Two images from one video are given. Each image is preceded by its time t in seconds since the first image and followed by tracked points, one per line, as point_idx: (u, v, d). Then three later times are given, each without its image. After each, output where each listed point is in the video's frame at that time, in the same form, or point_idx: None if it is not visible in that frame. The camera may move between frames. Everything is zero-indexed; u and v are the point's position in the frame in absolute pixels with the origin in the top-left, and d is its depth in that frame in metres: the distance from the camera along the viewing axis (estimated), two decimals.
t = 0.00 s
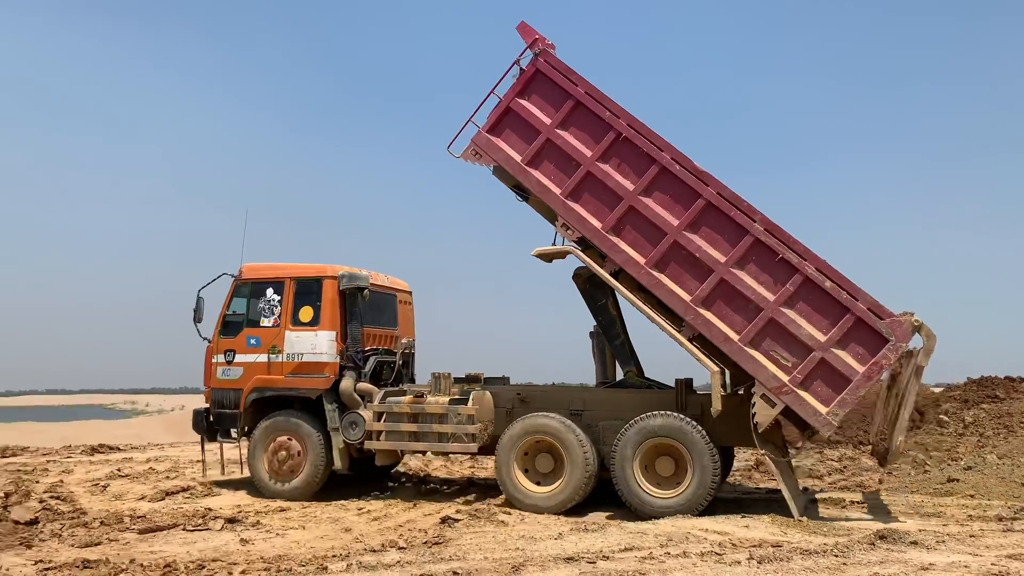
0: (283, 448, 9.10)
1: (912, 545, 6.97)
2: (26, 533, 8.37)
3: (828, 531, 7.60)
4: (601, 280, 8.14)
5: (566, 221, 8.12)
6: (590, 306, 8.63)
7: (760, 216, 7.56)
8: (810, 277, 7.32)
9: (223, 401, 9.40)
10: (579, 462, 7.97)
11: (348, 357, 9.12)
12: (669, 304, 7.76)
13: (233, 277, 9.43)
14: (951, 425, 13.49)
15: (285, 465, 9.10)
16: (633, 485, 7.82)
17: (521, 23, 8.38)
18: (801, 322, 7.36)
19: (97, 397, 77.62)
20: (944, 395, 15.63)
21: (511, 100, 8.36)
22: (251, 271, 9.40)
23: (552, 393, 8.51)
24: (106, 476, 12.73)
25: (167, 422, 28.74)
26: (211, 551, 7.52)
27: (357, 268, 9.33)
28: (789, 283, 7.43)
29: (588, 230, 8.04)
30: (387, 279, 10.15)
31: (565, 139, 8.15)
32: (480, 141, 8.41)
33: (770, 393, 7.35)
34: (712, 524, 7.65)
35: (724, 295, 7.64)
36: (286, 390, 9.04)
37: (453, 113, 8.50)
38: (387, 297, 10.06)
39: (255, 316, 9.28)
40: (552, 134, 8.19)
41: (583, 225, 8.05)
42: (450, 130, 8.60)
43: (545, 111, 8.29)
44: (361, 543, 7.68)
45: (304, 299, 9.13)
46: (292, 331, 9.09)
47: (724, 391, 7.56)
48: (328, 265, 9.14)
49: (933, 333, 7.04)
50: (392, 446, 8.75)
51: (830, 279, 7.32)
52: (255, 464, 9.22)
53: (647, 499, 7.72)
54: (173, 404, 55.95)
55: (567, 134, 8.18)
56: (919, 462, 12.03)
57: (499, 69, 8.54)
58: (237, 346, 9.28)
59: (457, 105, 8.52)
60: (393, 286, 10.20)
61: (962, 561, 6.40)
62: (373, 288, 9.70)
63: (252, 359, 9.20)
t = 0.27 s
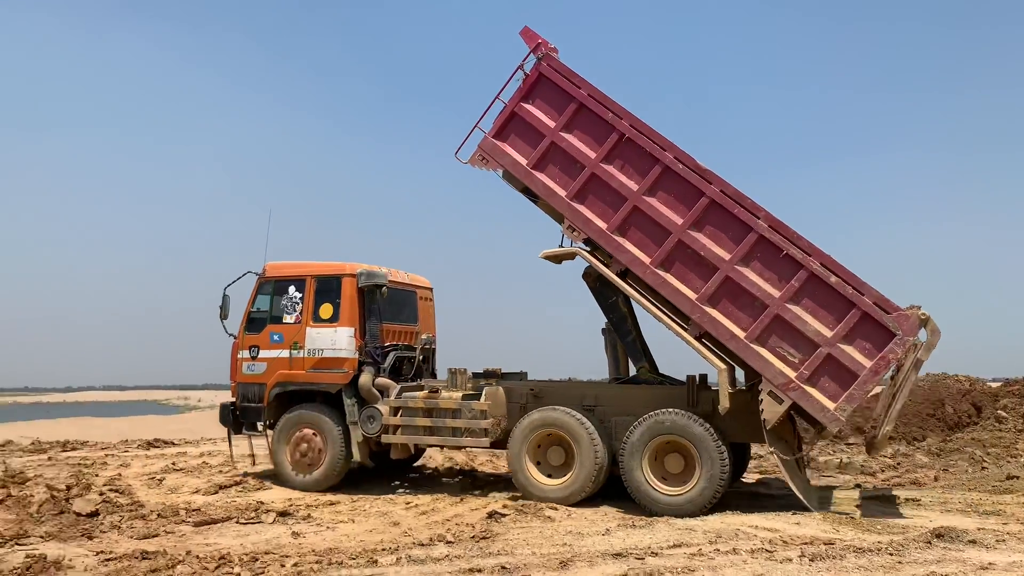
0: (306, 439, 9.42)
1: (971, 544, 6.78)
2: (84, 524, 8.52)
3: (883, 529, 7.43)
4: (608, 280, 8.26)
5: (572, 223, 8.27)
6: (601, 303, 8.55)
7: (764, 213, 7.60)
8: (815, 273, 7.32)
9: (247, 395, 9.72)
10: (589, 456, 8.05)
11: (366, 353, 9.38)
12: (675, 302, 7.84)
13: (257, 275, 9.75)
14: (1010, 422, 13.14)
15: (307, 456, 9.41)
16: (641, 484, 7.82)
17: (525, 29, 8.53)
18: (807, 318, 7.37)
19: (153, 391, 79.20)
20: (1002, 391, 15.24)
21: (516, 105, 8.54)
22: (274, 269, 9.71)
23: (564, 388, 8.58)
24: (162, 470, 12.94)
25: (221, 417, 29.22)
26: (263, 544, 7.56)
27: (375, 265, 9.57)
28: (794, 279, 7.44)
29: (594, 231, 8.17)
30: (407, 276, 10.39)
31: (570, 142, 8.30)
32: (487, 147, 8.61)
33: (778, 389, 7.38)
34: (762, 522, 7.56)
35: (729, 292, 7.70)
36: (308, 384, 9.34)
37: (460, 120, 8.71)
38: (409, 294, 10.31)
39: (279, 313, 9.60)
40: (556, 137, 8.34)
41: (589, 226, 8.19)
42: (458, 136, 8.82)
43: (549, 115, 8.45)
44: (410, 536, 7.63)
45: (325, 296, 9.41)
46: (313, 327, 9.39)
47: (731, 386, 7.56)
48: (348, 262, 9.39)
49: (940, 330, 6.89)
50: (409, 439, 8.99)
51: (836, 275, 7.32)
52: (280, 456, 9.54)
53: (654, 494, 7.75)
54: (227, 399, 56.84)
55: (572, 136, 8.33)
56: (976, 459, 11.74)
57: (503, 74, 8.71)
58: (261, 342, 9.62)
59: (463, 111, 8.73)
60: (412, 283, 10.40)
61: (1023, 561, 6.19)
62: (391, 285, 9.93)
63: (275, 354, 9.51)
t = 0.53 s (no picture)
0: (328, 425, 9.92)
1: None
2: (144, 513, 8.70)
3: (942, 529, 7.27)
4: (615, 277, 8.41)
5: (578, 223, 8.44)
6: (610, 298, 8.68)
7: (764, 206, 7.68)
8: (815, 263, 7.37)
9: (273, 384, 10.28)
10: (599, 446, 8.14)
11: (386, 346, 9.86)
12: (680, 297, 7.95)
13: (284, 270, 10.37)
14: None
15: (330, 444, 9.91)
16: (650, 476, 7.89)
17: (529, 38, 8.81)
18: (809, 308, 7.41)
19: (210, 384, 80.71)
20: None
21: (522, 110, 8.78)
22: (300, 265, 10.31)
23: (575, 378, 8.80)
24: (218, 462, 13.18)
25: (278, 412, 29.66)
26: (317, 535, 7.63)
27: (395, 261, 10.08)
28: (795, 270, 7.49)
29: (600, 230, 8.33)
30: (428, 272, 10.94)
31: (574, 143, 8.50)
32: (495, 152, 8.84)
33: (782, 380, 7.41)
34: (816, 521, 7.47)
35: (733, 286, 7.78)
36: (329, 375, 9.87)
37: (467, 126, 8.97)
38: (428, 290, 10.82)
39: (304, 307, 10.16)
40: (561, 140, 8.55)
41: (594, 226, 8.36)
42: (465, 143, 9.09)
43: (554, 119, 8.67)
44: (459, 530, 7.57)
45: (346, 290, 9.93)
46: (334, 320, 9.92)
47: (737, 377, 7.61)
48: (369, 258, 9.92)
49: (941, 315, 6.89)
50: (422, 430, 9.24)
51: (836, 265, 7.35)
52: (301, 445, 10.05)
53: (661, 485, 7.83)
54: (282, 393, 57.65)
55: (576, 138, 8.53)
56: None
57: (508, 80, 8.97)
58: (287, 334, 10.22)
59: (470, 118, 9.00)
60: (434, 279, 10.98)
61: None
62: (410, 281, 10.44)
63: (299, 346, 10.10)
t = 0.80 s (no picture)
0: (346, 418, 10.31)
1: None
2: (188, 505, 8.83)
3: (987, 532, 7.14)
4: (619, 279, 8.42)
5: (581, 226, 8.47)
6: (617, 297, 8.68)
7: (763, 205, 7.61)
8: (815, 260, 7.29)
9: (294, 378, 10.71)
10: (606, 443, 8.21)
11: (400, 342, 10.17)
12: (682, 297, 7.93)
13: (305, 268, 10.75)
14: None
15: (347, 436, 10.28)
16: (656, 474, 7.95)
17: (530, 46, 8.87)
18: (810, 305, 7.33)
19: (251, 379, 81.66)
20: None
21: (522, 117, 8.86)
22: (319, 262, 10.67)
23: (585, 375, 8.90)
24: (259, 455, 13.34)
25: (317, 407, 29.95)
26: (358, 529, 7.68)
27: (411, 260, 10.33)
28: (795, 267, 7.42)
29: (602, 232, 8.35)
30: (446, 271, 11.24)
31: (574, 148, 8.53)
32: (499, 160, 8.93)
33: (784, 376, 7.34)
34: (857, 523, 7.38)
35: (733, 285, 7.73)
36: (346, 369, 10.26)
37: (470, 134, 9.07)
38: (445, 289, 11.09)
39: (322, 303, 10.55)
40: (561, 144, 8.59)
41: (597, 229, 8.38)
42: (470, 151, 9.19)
43: (554, 125, 8.72)
44: (496, 526, 7.56)
45: (363, 288, 10.28)
46: (351, 316, 10.29)
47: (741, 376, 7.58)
48: (385, 256, 10.24)
49: (945, 306, 6.80)
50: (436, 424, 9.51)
51: (837, 261, 7.26)
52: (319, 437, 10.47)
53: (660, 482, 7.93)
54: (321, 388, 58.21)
55: (576, 142, 8.56)
56: None
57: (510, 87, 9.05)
58: (307, 330, 10.63)
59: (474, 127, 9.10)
60: (451, 277, 11.25)
61: None
62: (428, 278, 10.73)
63: (318, 342, 10.51)
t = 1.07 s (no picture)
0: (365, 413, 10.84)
1: None
2: (227, 499, 8.82)
3: None
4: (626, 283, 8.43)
5: (586, 232, 8.48)
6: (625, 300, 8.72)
7: (765, 205, 7.59)
8: (818, 259, 7.27)
9: (312, 374, 11.26)
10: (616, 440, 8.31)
11: (416, 340, 10.65)
12: (688, 299, 7.93)
13: (323, 268, 11.30)
14: None
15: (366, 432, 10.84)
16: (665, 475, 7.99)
17: (533, 56, 8.89)
18: (814, 303, 7.31)
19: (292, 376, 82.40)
20: None
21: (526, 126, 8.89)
22: (337, 263, 11.21)
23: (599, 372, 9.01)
24: (296, 451, 13.35)
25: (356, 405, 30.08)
26: (395, 525, 7.61)
27: (426, 260, 10.87)
28: (799, 266, 7.39)
29: (607, 237, 8.35)
30: (462, 270, 11.74)
31: (578, 154, 8.55)
32: (505, 169, 8.96)
33: (791, 374, 7.32)
34: (901, 526, 7.17)
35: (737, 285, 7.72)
36: (363, 367, 10.76)
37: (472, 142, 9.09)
38: (460, 287, 11.59)
39: (340, 302, 11.08)
40: (565, 151, 8.62)
41: (602, 234, 8.38)
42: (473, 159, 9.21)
43: (558, 132, 8.75)
44: (532, 524, 7.43)
45: (379, 288, 10.78)
46: (368, 315, 10.79)
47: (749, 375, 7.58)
48: (400, 257, 10.74)
49: (950, 299, 6.77)
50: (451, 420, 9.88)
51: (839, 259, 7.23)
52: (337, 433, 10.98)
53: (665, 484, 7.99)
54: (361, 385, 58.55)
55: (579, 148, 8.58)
56: None
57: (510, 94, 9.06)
58: (325, 329, 11.16)
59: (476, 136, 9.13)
60: (466, 276, 11.77)
61: None
62: (442, 277, 11.21)
63: (336, 340, 11.04)
